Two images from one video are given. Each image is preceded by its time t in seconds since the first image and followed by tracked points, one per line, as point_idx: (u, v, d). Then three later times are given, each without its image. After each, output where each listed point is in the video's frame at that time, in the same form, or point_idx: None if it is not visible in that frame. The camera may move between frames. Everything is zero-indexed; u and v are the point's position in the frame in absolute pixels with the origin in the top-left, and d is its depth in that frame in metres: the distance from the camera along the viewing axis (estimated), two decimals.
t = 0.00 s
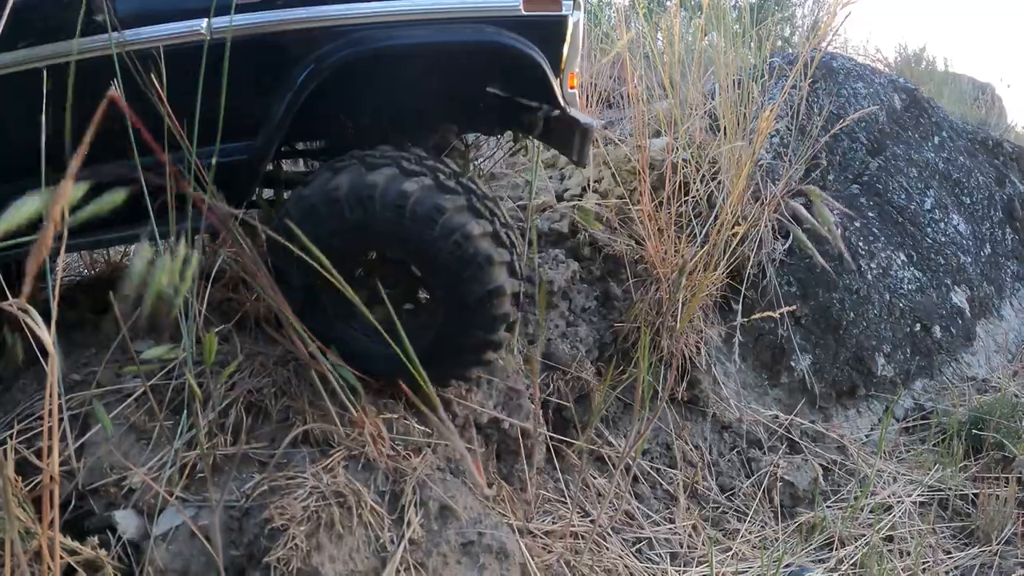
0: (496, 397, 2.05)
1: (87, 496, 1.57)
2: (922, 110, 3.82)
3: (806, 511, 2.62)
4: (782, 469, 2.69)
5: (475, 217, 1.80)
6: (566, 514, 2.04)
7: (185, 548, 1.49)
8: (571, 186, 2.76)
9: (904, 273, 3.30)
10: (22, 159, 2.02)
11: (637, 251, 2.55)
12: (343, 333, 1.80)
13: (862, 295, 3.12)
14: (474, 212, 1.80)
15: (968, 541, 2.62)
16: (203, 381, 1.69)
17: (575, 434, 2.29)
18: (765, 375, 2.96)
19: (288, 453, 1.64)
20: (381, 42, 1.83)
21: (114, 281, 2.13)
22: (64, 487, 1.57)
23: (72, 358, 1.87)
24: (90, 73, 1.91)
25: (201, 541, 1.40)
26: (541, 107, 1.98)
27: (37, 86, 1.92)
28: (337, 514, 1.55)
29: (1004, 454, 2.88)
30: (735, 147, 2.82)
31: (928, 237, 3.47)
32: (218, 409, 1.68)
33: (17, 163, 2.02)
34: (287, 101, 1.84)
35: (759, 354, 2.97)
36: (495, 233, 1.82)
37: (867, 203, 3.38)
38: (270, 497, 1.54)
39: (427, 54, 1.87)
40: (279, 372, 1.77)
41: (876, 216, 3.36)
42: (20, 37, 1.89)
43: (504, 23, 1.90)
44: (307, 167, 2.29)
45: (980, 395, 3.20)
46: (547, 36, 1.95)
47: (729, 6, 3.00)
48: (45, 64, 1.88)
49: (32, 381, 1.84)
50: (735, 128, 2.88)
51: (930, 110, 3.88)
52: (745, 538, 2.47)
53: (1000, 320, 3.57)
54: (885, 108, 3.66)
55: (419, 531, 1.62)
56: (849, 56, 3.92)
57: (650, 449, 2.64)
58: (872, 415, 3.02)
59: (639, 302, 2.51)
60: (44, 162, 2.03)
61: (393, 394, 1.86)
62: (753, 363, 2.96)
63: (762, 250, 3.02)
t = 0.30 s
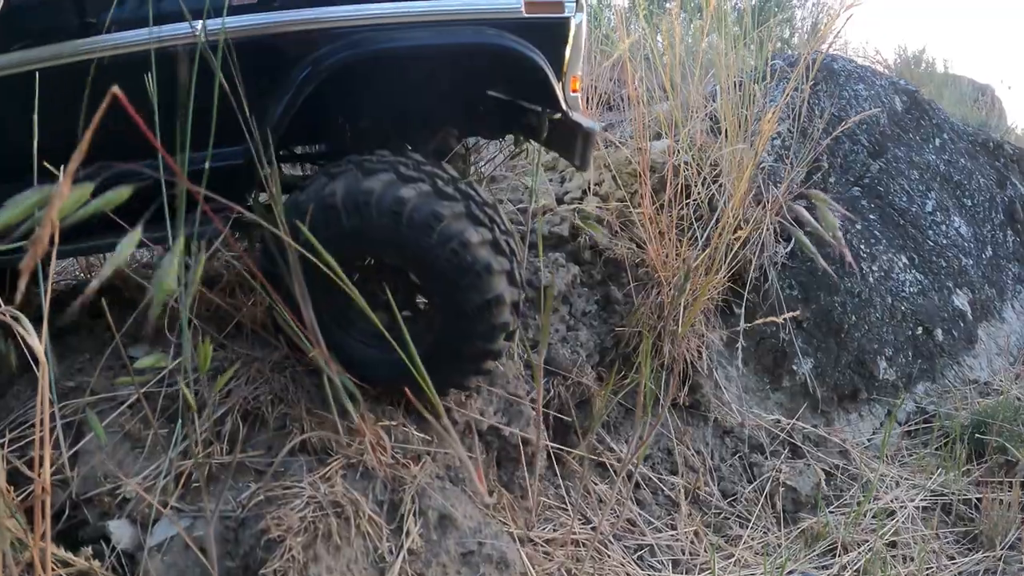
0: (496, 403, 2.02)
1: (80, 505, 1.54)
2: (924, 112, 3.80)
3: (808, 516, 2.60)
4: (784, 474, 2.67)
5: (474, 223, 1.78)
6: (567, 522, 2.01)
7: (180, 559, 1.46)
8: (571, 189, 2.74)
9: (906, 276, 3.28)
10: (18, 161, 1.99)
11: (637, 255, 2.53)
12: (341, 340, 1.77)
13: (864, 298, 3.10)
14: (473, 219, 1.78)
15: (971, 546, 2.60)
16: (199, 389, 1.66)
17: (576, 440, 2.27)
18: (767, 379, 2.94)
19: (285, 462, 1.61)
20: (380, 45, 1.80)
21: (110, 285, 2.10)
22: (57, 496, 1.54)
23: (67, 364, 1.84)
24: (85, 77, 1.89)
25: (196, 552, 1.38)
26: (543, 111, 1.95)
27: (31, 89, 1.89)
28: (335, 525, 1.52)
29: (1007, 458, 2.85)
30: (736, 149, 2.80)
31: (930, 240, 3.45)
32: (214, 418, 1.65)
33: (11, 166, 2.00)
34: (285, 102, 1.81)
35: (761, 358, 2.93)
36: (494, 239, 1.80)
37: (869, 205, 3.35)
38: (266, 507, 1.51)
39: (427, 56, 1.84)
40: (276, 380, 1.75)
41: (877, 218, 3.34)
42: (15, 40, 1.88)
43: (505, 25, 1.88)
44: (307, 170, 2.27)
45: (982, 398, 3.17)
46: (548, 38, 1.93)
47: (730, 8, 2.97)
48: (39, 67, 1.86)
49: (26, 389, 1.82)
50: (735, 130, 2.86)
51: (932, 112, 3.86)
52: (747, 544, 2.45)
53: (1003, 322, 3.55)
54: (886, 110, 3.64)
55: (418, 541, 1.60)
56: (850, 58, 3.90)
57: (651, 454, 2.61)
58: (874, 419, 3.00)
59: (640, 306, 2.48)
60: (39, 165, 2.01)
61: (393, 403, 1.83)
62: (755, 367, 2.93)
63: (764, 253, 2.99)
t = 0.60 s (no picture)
0: (501, 408, 2.00)
1: (80, 513, 1.52)
2: (927, 114, 3.78)
3: (813, 521, 2.58)
4: (789, 478, 2.65)
5: (479, 227, 1.76)
6: (571, 527, 1.99)
7: (181, 569, 1.44)
8: (575, 192, 2.72)
9: (910, 278, 3.27)
10: (17, 163, 1.98)
11: (641, 258, 2.52)
12: (343, 345, 1.76)
13: (868, 301, 3.08)
14: (478, 224, 1.76)
15: (976, 551, 2.58)
16: (200, 395, 1.65)
17: (580, 444, 2.25)
18: (771, 382, 2.92)
19: (287, 469, 1.59)
20: (383, 46, 1.79)
21: (110, 290, 2.08)
22: (57, 504, 1.52)
23: (67, 370, 1.82)
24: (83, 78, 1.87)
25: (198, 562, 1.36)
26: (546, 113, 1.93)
27: (29, 90, 1.87)
28: (338, 533, 1.50)
29: (1012, 461, 2.84)
30: (740, 151, 2.78)
31: (933, 242, 3.43)
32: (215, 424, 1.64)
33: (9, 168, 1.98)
34: (287, 105, 1.79)
35: (766, 361, 2.93)
36: (499, 244, 1.78)
37: (872, 207, 3.34)
38: (268, 516, 1.49)
39: (430, 58, 1.83)
40: (277, 386, 1.73)
41: (881, 220, 3.32)
42: (12, 42, 1.86)
43: (508, 26, 1.86)
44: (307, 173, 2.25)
45: (986, 400, 3.15)
46: (553, 40, 1.90)
47: (732, 9, 2.95)
48: (37, 68, 1.84)
49: (25, 394, 1.80)
50: (739, 132, 2.84)
51: (934, 113, 3.84)
52: (752, 549, 2.43)
53: (1007, 324, 3.53)
54: (889, 112, 3.62)
55: (422, 550, 1.58)
56: (852, 59, 3.88)
57: (655, 458, 2.59)
58: (878, 422, 2.98)
59: (644, 310, 2.47)
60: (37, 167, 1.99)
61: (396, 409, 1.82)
62: (759, 369, 2.93)
63: (768, 256, 2.97)
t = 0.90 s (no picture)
0: (507, 408, 2.00)
1: (89, 513, 1.53)
2: (929, 114, 3.78)
3: (816, 520, 2.58)
4: (793, 478, 2.66)
5: (487, 228, 1.77)
6: (577, 526, 2.00)
7: (191, 568, 1.45)
8: (579, 193, 2.73)
9: (912, 278, 3.27)
10: (21, 161, 1.98)
11: (646, 258, 2.52)
12: (352, 345, 1.77)
13: (871, 301, 3.09)
14: (487, 224, 1.77)
15: (979, 550, 2.59)
16: (209, 394, 1.65)
17: (585, 444, 2.26)
18: (774, 382, 2.93)
19: (296, 468, 1.60)
20: (392, 47, 1.79)
21: (116, 289, 2.09)
22: (66, 503, 1.53)
23: (74, 369, 1.83)
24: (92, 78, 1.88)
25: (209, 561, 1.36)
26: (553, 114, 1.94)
27: (37, 89, 1.88)
28: (348, 532, 1.51)
29: (1014, 460, 2.84)
30: (743, 152, 2.79)
31: (935, 242, 3.43)
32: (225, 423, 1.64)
33: (13, 167, 1.98)
34: (295, 106, 1.79)
35: (768, 361, 2.94)
36: (508, 244, 1.79)
37: (874, 208, 3.34)
38: (279, 515, 1.50)
39: (438, 59, 1.83)
40: (286, 386, 1.73)
41: (884, 221, 3.33)
42: (19, 42, 1.84)
43: (516, 28, 1.86)
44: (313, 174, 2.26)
45: (988, 400, 3.16)
46: (560, 42, 1.92)
47: (736, 10, 2.96)
48: (46, 68, 1.85)
49: (33, 394, 1.81)
50: (742, 133, 2.85)
51: (936, 114, 3.85)
52: (757, 548, 2.43)
53: (1008, 324, 3.54)
54: (892, 112, 3.62)
55: (431, 548, 1.58)
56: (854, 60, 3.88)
57: (659, 458, 2.60)
58: (881, 422, 2.99)
59: (648, 309, 2.47)
60: (40, 164, 1.99)
61: (405, 409, 1.82)
62: (763, 369, 2.94)
63: (772, 256, 2.98)
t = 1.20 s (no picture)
0: (513, 407, 2.01)
1: (98, 512, 1.53)
2: (930, 115, 3.79)
3: (820, 519, 2.59)
4: (796, 477, 2.66)
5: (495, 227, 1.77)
6: (583, 525, 2.01)
7: (201, 567, 1.45)
8: (583, 192, 2.74)
9: (914, 278, 3.28)
10: (22, 159, 1.97)
11: (650, 257, 2.53)
12: (359, 343, 1.78)
13: (873, 301, 3.10)
14: (496, 224, 1.77)
15: (981, 548, 2.59)
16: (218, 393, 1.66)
17: (590, 443, 2.26)
18: (777, 382, 2.94)
19: (305, 467, 1.61)
20: (401, 48, 1.80)
21: (122, 288, 2.10)
22: (75, 502, 1.53)
23: (82, 368, 1.83)
24: (100, 76, 1.89)
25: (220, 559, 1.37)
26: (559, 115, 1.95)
27: (46, 88, 1.88)
28: (357, 530, 1.51)
29: (1016, 459, 2.85)
30: (747, 152, 2.80)
31: (937, 242, 3.44)
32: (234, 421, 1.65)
33: (15, 166, 1.98)
34: (304, 107, 1.80)
35: (771, 361, 2.94)
36: (516, 245, 1.79)
37: (877, 208, 3.35)
38: (288, 513, 1.50)
39: (445, 58, 1.84)
40: (294, 385, 1.74)
41: (886, 221, 3.34)
42: (29, 41, 1.85)
43: (524, 29, 1.87)
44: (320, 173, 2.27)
45: (989, 399, 3.16)
46: (568, 43, 1.92)
47: (739, 10, 2.96)
48: (55, 67, 1.86)
49: (40, 393, 1.81)
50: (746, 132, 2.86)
51: (938, 114, 3.85)
52: (760, 546, 2.44)
53: (1010, 324, 3.55)
54: (894, 112, 3.63)
55: (439, 546, 1.59)
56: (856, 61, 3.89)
57: (663, 457, 2.60)
58: (883, 421, 3.00)
59: (652, 309, 2.48)
60: (42, 160, 1.98)
61: (412, 408, 1.82)
62: (765, 369, 2.94)
63: (775, 256, 2.99)
